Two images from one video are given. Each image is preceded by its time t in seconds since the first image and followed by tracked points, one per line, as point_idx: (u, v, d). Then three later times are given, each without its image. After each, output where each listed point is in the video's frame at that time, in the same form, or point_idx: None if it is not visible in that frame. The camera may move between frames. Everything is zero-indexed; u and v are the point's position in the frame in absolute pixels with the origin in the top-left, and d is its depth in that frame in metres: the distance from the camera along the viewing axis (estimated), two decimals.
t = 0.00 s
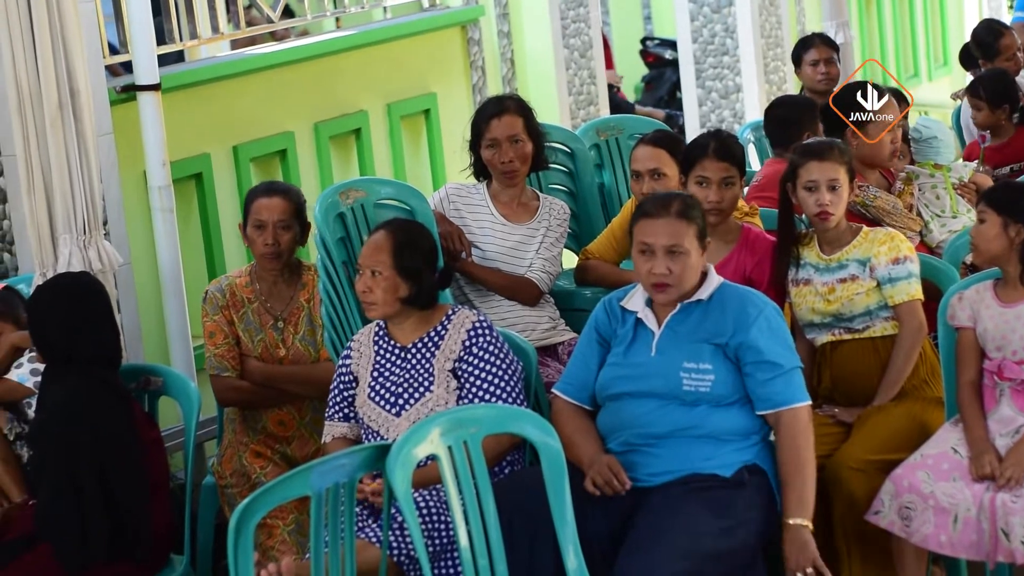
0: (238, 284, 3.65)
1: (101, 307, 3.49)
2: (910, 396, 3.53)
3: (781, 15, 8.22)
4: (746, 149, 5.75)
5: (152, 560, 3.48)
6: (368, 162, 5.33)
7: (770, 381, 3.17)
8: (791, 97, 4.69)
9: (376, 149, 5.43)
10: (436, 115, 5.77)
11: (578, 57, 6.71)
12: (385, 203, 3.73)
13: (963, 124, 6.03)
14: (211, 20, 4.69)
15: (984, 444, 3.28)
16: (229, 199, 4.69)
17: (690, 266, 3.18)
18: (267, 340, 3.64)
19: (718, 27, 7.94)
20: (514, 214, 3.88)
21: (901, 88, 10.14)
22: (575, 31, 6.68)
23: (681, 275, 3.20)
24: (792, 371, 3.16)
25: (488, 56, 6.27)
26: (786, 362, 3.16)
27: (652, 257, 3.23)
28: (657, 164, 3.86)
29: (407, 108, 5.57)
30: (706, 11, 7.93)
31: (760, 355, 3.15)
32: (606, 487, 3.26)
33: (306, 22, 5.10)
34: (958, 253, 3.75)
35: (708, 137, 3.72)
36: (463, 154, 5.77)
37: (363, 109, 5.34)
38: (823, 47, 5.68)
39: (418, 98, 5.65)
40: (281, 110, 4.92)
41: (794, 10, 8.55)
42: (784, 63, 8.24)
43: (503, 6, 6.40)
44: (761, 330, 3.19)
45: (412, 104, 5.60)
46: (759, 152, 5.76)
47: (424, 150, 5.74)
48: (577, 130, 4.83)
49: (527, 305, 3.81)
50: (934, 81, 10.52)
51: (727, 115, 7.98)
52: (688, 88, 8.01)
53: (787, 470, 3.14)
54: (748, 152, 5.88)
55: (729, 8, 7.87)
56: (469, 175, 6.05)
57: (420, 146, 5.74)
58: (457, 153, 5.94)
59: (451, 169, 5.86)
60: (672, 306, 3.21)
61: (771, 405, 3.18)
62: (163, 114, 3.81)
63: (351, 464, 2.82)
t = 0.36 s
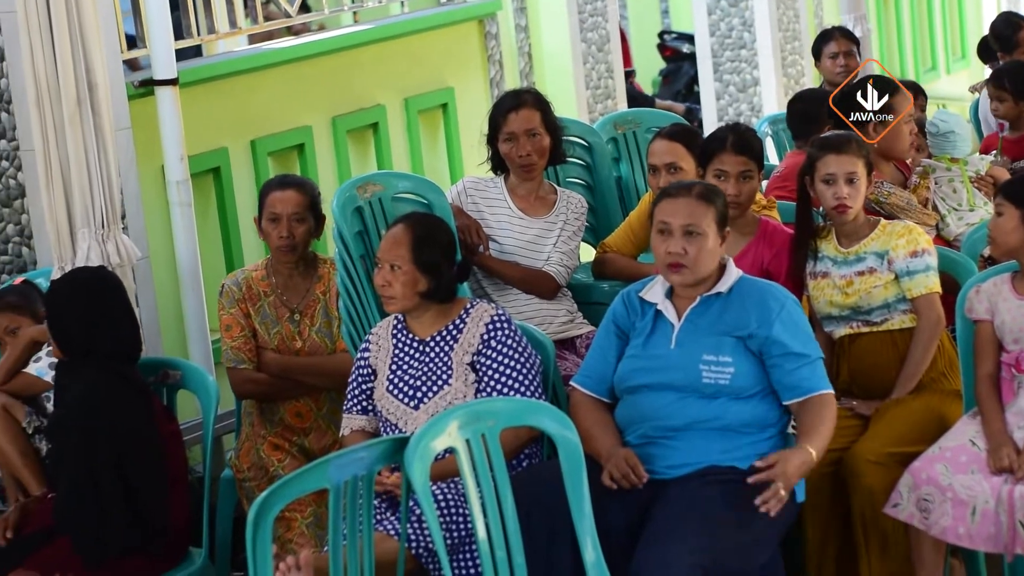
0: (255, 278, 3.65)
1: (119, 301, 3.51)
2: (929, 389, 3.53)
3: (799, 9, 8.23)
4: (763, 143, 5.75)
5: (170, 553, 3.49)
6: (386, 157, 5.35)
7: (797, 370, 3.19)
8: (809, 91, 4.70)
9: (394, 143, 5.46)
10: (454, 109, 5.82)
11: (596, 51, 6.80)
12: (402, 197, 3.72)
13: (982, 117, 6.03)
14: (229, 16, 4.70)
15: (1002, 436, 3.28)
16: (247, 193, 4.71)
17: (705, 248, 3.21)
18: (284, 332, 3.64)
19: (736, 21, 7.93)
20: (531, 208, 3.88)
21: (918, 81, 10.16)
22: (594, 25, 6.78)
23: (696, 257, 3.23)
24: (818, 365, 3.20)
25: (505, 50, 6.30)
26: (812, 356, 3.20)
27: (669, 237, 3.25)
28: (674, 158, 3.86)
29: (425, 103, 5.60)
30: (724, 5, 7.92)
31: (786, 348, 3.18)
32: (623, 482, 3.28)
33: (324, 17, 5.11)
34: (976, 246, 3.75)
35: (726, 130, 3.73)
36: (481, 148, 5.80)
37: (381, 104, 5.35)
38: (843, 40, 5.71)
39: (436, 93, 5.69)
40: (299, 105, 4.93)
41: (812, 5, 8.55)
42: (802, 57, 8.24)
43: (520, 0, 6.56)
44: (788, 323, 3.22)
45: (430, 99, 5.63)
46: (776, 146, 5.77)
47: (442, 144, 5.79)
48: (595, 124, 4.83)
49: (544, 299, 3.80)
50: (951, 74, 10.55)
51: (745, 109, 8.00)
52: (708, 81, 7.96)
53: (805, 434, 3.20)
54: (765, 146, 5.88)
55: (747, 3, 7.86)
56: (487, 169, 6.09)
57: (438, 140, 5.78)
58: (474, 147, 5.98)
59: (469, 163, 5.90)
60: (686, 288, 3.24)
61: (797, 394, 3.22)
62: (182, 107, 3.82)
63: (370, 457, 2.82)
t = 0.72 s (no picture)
0: (284, 280, 3.66)
1: (148, 305, 3.50)
2: (959, 390, 3.52)
3: (828, 10, 8.23)
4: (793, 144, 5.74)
5: (202, 554, 3.51)
6: (416, 158, 5.37)
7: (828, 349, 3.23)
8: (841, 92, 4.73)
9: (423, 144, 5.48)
10: (483, 111, 5.85)
11: (625, 53, 6.78)
12: (432, 199, 3.73)
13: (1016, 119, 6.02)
14: (258, 18, 4.74)
15: None
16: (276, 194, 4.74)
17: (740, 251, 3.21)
18: (314, 333, 3.64)
19: (765, 22, 7.92)
20: (561, 210, 3.88)
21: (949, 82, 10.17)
22: (623, 26, 6.75)
23: (731, 258, 3.23)
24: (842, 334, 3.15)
25: (534, 52, 6.34)
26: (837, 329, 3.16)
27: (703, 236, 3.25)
28: (704, 160, 3.85)
29: (455, 105, 5.63)
30: (753, 7, 7.92)
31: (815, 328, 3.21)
32: (646, 499, 3.27)
33: (352, 20, 5.13)
34: (1007, 247, 3.74)
35: (756, 132, 3.74)
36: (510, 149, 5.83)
37: (411, 107, 5.37)
38: (878, 41, 5.70)
39: (466, 95, 5.72)
40: (329, 108, 4.96)
41: (842, 8, 8.54)
42: (832, 58, 8.25)
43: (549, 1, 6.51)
44: (813, 293, 3.19)
45: (460, 101, 5.66)
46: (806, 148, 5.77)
47: (472, 146, 5.81)
48: (624, 125, 4.84)
49: (574, 300, 3.79)
50: (981, 75, 10.59)
51: (776, 110, 8.02)
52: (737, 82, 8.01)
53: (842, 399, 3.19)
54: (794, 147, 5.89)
55: (777, 4, 7.85)
56: (516, 171, 6.12)
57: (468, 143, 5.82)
58: (504, 149, 6.02)
59: (499, 165, 5.93)
60: (718, 288, 3.25)
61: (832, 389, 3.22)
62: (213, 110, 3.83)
63: (399, 459, 2.82)
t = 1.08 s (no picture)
0: (314, 273, 3.67)
1: (179, 299, 3.51)
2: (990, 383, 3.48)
3: (859, 5, 8.24)
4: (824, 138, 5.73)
5: (232, 547, 3.52)
6: (446, 152, 5.43)
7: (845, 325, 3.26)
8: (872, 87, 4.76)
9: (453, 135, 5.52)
10: (514, 105, 5.89)
11: (656, 46, 6.82)
12: (463, 193, 3.73)
13: None
14: (288, 13, 4.82)
15: None
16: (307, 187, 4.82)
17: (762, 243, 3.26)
18: (344, 326, 3.66)
19: (796, 17, 7.91)
20: (592, 204, 3.88)
21: (980, 77, 10.16)
22: (654, 20, 6.79)
23: (754, 250, 3.27)
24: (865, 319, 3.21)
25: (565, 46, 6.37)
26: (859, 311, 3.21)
27: (727, 230, 3.29)
28: (736, 153, 3.85)
29: (484, 99, 5.67)
30: (785, 1, 7.91)
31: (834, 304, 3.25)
32: (675, 496, 3.28)
33: (383, 13, 5.20)
34: None
35: (785, 126, 3.72)
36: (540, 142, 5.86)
37: (442, 100, 5.43)
38: (909, 32, 5.87)
39: (495, 89, 5.76)
40: (356, 103, 5.02)
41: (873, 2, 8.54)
42: (864, 52, 8.27)
43: None
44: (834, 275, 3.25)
45: (489, 95, 5.70)
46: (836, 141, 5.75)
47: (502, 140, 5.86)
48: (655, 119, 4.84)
49: (604, 295, 3.80)
50: (1014, 69, 10.58)
51: (806, 105, 7.89)
52: (766, 75, 7.97)
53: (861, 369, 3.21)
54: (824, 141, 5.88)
55: None
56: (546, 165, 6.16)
57: (497, 137, 5.86)
58: (535, 142, 6.06)
59: (529, 157, 5.97)
60: (743, 280, 3.30)
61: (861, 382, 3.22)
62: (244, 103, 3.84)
63: (429, 453, 2.83)
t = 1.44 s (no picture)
0: (358, 259, 3.69)
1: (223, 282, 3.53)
2: None
3: None
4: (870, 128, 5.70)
5: (274, 533, 3.53)
6: (491, 139, 5.47)
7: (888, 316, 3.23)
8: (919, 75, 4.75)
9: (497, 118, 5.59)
10: (559, 92, 5.93)
11: (702, 34, 6.82)
12: (506, 180, 3.74)
13: None
14: None
15: None
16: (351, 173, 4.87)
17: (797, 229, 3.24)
18: (387, 312, 3.67)
19: (843, 5, 7.83)
20: (636, 192, 3.88)
21: None
22: (700, 9, 6.77)
23: (790, 239, 3.25)
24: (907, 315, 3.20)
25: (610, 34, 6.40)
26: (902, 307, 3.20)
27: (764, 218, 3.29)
28: (781, 142, 3.86)
29: (528, 86, 5.70)
30: None
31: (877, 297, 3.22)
32: (716, 486, 3.25)
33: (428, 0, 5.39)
34: None
35: (829, 116, 3.71)
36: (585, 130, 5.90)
37: (486, 87, 5.47)
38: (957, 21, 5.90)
39: (540, 76, 5.80)
40: (404, 87, 5.04)
41: None
42: (910, 41, 8.24)
43: None
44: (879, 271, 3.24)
45: (532, 82, 5.73)
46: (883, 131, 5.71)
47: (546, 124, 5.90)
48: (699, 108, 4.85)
49: (648, 283, 3.80)
50: None
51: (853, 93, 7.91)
52: (812, 64, 7.88)
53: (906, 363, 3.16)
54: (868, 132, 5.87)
55: None
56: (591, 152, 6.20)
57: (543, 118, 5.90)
58: (578, 129, 6.11)
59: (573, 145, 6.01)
60: (782, 268, 3.28)
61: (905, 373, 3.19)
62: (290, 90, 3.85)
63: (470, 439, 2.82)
